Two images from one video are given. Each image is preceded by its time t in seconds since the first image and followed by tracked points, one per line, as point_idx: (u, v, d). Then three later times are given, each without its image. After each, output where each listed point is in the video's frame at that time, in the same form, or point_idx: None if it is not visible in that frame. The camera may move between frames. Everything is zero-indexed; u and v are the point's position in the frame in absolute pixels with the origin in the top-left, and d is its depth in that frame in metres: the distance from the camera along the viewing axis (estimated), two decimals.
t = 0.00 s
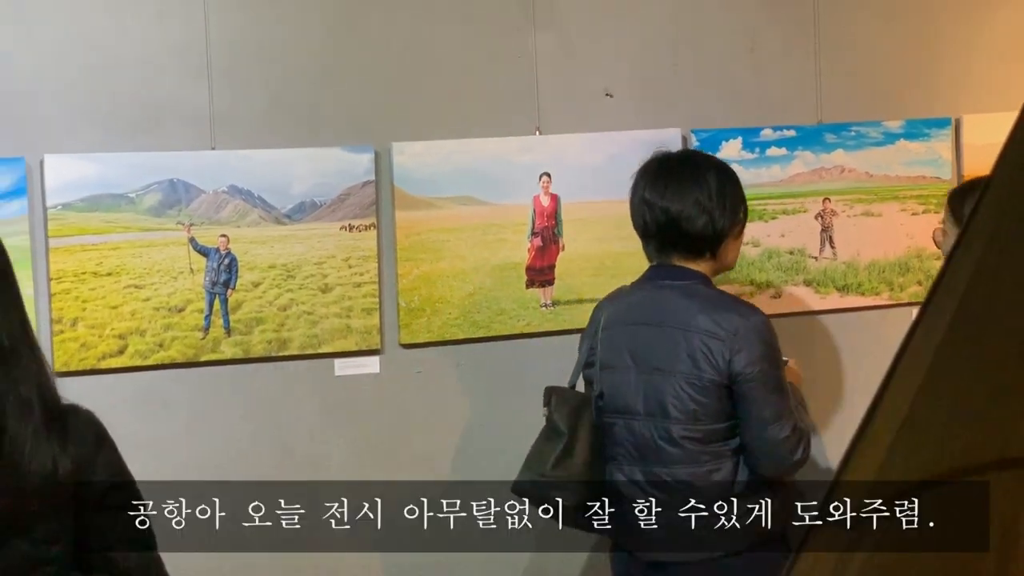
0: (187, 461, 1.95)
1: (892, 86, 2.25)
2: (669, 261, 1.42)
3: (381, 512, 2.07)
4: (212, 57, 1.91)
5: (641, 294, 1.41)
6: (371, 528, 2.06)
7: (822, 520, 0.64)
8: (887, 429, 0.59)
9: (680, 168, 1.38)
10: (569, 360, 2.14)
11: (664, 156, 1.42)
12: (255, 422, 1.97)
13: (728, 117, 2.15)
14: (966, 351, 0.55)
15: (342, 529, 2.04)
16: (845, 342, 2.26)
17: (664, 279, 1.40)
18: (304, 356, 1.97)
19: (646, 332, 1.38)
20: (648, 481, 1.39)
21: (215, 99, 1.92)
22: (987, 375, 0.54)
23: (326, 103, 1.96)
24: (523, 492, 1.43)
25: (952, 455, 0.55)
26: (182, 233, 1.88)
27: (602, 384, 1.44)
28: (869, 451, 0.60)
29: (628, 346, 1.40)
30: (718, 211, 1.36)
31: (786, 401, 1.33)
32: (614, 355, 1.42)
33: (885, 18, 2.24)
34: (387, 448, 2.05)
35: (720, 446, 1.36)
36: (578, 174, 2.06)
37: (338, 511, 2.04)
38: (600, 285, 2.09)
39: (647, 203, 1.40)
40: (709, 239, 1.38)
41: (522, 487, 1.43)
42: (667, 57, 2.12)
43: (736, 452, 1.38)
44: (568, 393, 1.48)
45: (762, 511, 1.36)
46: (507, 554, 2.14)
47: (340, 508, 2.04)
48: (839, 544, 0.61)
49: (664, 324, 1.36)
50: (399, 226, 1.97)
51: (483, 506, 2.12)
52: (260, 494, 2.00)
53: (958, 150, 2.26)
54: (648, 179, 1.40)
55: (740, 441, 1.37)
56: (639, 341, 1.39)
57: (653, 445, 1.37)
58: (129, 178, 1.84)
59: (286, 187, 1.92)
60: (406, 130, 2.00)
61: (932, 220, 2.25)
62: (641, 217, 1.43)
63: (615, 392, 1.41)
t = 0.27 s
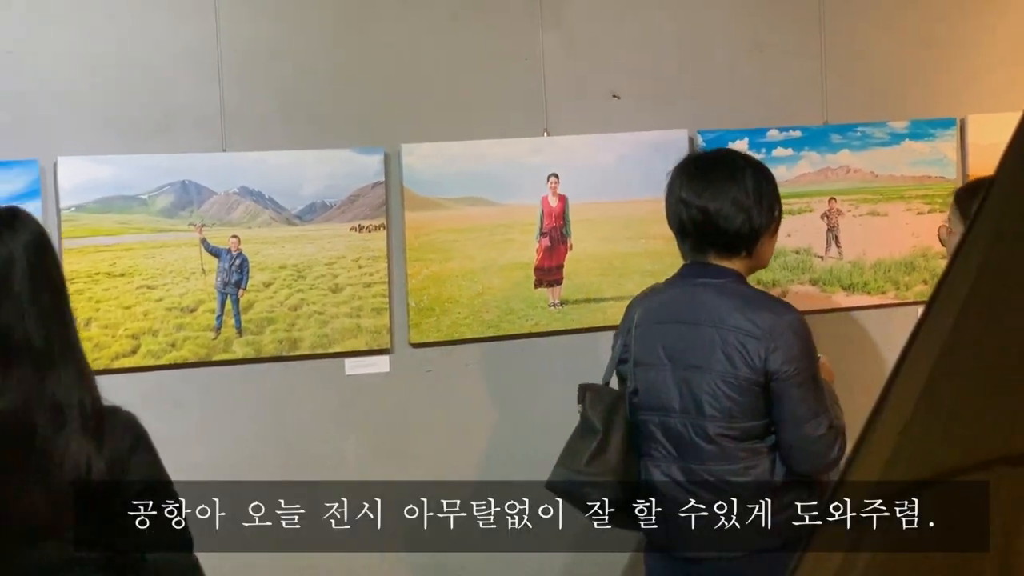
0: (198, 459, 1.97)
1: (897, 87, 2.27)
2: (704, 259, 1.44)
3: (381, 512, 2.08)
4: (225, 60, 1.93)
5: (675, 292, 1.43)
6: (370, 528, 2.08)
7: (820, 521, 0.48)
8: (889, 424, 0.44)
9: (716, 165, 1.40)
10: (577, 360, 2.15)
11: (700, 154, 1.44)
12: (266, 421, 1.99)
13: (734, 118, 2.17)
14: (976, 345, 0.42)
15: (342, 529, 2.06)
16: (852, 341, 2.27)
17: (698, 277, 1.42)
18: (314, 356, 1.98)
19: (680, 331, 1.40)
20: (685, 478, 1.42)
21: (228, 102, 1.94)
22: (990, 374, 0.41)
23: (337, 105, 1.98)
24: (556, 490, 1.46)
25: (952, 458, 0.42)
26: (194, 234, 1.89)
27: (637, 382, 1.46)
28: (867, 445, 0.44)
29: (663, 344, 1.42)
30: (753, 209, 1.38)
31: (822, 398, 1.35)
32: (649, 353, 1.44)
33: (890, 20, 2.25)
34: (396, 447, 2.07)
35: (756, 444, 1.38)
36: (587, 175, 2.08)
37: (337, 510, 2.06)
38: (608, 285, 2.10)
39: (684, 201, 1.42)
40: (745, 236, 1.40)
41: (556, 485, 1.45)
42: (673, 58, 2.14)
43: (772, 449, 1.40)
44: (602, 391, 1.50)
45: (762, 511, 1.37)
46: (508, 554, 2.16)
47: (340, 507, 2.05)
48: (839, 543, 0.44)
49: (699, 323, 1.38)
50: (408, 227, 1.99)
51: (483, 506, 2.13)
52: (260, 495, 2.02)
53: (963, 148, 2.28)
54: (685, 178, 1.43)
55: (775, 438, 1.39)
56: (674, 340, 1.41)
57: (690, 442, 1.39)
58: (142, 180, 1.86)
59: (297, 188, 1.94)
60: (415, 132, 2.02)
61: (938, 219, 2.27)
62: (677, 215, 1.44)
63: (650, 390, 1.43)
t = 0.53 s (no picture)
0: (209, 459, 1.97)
1: (907, 86, 2.27)
2: (729, 257, 1.44)
3: (381, 512, 2.07)
4: (234, 59, 1.93)
5: (698, 290, 1.44)
6: (370, 528, 2.06)
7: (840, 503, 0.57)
8: (901, 425, 0.52)
9: (743, 163, 1.40)
10: (585, 359, 2.15)
11: (725, 151, 1.44)
12: (274, 419, 1.99)
13: (742, 117, 2.17)
14: (977, 358, 0.49)
15: (342, 529, 2.04)
16: (860, 339, 2.27)
17: (722, 275, 1.42)
18: (323, 355, 1.98)
19: (704, 328, 1.40)
20: (707, 477, 1.42)
21: (237, 101, 1.93)
22: (988, 386, 0.48)
23: (346, 104, 1.98)
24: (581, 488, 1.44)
25: (952, 458, 0.49)
26: (203, 233, 1.88)
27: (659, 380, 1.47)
28: (880, 441, 0.53)
29: (686, 341, 1.42)
30: (780, 208, 1.38)
31: (847, 398, 1.35)
32: (672, 351, 1.44)
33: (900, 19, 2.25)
34: (405, 446, 2.06)
35: (779, 443, 1.38)
36: (596, 173, 2.08)
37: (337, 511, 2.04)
38: (616, 283, 2.11)
39: (709, 198, 1.42)
40: (771, 235, 1.40)
41: (581, 483, 1.43)
42: (683, 57, 2.14)
43: (795, 449, 1.39)
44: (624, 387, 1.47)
45: (762, 510, 1.38)
46: (509, 554, 2.14)
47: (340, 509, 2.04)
48: (845, 546, 0.55)
49: (722, 321, 1.38)
50: (417, 225, 1.99)
51: (482, 506, 2.12)
52: (260, 495, 2.01)
53: (973, 146, 2.28)
54: (710, 175, 1.42)
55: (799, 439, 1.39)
56: (697, 337, 1.41)
57: (712, 440, 1.40)
58: (151, 178, 1.86)
59: (305, 187, 1.94)
60: (425, 130, 2.02)
61: (947, 217, 2.27)
62: (701, 212, 1.44)
63: (673, 388, 1.44)
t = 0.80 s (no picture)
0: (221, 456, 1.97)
1: (915, 85, 2.29)
2: (744, 255, 1.46)
3: (381, 512, 2.08)
4: (247, 58, 1.94)
5: (711, 288, 1.45)
6: (370, 528, 2.07)
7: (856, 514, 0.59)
8: (926, 424, 0.53)
9: (759, 162, 1.42)
10: (595, 356, 2.18)
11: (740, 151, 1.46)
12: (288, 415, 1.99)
13: (751, 116, 2.19)
14: (986, 368, 0.50)
15: (342, 529, 2.04)
16: (868, 336, 2.29)
17: (737, 274, 1.43)
18: (336, 351, 1.99)
19: (719, 327, 1.42)
20: (723, 473, 1.44)
21: (250, 100, 1.94)
22: (994, 390, 0.50)
23: (359, 103, 2.00)
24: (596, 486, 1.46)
25: (967, 459, 0.50)
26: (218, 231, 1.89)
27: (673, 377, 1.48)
28: (905, 441, 0.55)
29: (700, 340, 1.44)
30: (795, 207, 1.40)
31: (862, 395, 1.37)
32: (686, 349, 1.46)
33: (908, 19, 2.27)
34: (417, 442, 2.08)
35: (795, 440, 1.40)
36: (607, 172, 2.10)
37: (336, 512, 2.04)
38: (626, 281, 2.13)
39: (725, 197, 1.44)
40: (786, 234, 1.42)
41: (596, 481, 1.46)
42: (693, 56, 2.16)
43: (811, 445, 1.42)
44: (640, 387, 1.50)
45: (761, 511, 1.41)
46: (507, 554, 2.17)
47: (339, 510, 2.04)
48: (869, 548, 0.56)
49: (737, 319, 1.40)
50: (429, 223, 2.01)
51: (483, 506, 2.14)
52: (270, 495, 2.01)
53: (981, 145, 2.31)
54: (725, 174, 1.44)
55: (814, 435, 1.41)
56: (712, 335, 1.43)
57: (729, 438, 1.42)
58: (166, 175, 1.86)
59: (319, 185, 1.95)
60: (437, 129, 2.04)
61: (955, 215, 2.30)
62: (716, 211, 1.46)
63: (688, 385, 1.45)
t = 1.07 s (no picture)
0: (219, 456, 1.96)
1: (916, 88, 2.29)
2: (748, 257, 1.46)
3: (380, 511, 2.08)
4: (250, 59, 1.94)
5: (716, 290, 1.46)
6: (370, 528, 2.07)
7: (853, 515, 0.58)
8: (926, 423, 0.53)
9: (763, 164, 1.42)
10: (595, 358, 2.18)
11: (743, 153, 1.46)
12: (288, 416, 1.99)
13: (753, 118, 2.20)
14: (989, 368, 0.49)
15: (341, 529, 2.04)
16: (868, 339, 2.29)
17: (741, 275, 1.44)
18: (336, 352, 1.99)
19: (723, 328, 1.42)
20: (728, 475, 1.44)
21: (252, 100, 1.94)
22: (994, 390, 0.49)
23: (361, 104, 2.00)
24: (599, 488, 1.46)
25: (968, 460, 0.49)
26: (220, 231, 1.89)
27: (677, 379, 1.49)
28: (905, 438, 0.54)
29: (705, 341, 1.44)
30: (799, 208, 1.40)
31: (867, 397, 1.37)
32: (691, 350, 1.46)
33: (909, 22, 2.28)
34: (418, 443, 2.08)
35: (800, 441, 1.40)
36: (609, 174, 2.10)
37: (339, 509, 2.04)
38: (627, 283, 2.13)
39: (729, 199, 1.44)
40: (791, 235, 1.42)
41: (599, 483, 1.46)
42: (694, 59, 2.16)
43: (816, 447, 1.42)
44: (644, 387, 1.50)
45: (761, 511, 1.42)
46: (507, 554, 2.17)
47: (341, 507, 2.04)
48: (868, 543, 0.55)
49: (742, 320, 1.41)
50: (430, 224, 2.01)
51: (482, 506, 2.14)
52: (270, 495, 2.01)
53: (982, 149, 2.31)
54: (729, 176, 1.44)
55: (819, 436, 1.41)
56: (716, 337, 1.43)
57: (734, 439, 1.42)
58: (169, 176, 1.86)
59: (320, 186, 1.95)
60: (439, 130, 2.04)
61: (956, 219, 2.30)
62: (720, 212, 1.46)
63: (693, 387, 1.46)
